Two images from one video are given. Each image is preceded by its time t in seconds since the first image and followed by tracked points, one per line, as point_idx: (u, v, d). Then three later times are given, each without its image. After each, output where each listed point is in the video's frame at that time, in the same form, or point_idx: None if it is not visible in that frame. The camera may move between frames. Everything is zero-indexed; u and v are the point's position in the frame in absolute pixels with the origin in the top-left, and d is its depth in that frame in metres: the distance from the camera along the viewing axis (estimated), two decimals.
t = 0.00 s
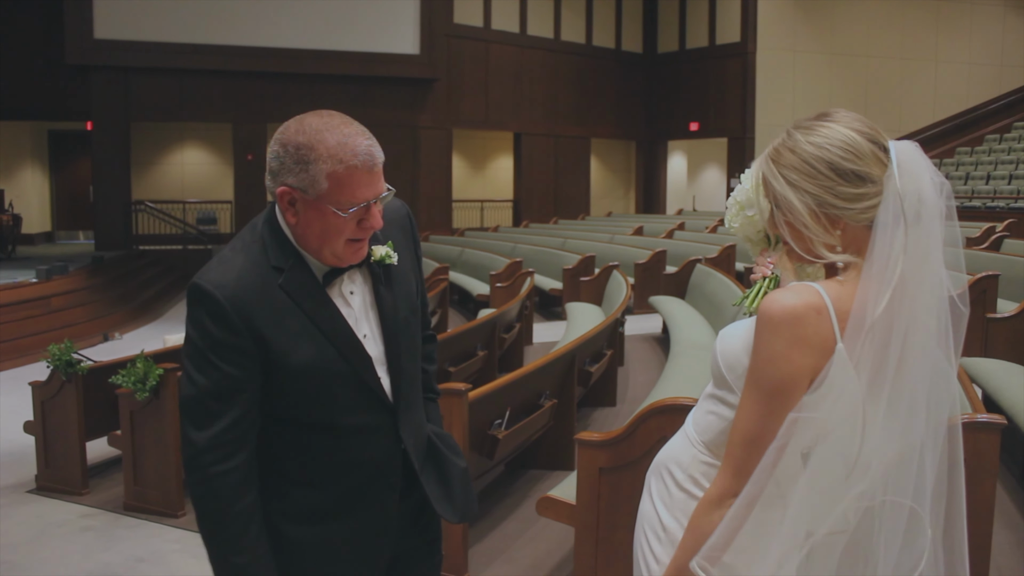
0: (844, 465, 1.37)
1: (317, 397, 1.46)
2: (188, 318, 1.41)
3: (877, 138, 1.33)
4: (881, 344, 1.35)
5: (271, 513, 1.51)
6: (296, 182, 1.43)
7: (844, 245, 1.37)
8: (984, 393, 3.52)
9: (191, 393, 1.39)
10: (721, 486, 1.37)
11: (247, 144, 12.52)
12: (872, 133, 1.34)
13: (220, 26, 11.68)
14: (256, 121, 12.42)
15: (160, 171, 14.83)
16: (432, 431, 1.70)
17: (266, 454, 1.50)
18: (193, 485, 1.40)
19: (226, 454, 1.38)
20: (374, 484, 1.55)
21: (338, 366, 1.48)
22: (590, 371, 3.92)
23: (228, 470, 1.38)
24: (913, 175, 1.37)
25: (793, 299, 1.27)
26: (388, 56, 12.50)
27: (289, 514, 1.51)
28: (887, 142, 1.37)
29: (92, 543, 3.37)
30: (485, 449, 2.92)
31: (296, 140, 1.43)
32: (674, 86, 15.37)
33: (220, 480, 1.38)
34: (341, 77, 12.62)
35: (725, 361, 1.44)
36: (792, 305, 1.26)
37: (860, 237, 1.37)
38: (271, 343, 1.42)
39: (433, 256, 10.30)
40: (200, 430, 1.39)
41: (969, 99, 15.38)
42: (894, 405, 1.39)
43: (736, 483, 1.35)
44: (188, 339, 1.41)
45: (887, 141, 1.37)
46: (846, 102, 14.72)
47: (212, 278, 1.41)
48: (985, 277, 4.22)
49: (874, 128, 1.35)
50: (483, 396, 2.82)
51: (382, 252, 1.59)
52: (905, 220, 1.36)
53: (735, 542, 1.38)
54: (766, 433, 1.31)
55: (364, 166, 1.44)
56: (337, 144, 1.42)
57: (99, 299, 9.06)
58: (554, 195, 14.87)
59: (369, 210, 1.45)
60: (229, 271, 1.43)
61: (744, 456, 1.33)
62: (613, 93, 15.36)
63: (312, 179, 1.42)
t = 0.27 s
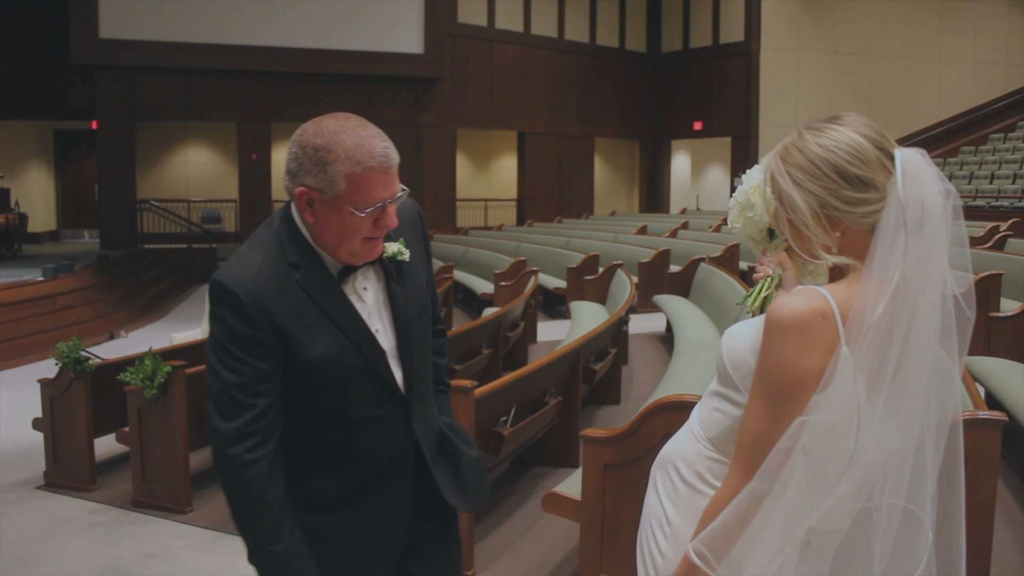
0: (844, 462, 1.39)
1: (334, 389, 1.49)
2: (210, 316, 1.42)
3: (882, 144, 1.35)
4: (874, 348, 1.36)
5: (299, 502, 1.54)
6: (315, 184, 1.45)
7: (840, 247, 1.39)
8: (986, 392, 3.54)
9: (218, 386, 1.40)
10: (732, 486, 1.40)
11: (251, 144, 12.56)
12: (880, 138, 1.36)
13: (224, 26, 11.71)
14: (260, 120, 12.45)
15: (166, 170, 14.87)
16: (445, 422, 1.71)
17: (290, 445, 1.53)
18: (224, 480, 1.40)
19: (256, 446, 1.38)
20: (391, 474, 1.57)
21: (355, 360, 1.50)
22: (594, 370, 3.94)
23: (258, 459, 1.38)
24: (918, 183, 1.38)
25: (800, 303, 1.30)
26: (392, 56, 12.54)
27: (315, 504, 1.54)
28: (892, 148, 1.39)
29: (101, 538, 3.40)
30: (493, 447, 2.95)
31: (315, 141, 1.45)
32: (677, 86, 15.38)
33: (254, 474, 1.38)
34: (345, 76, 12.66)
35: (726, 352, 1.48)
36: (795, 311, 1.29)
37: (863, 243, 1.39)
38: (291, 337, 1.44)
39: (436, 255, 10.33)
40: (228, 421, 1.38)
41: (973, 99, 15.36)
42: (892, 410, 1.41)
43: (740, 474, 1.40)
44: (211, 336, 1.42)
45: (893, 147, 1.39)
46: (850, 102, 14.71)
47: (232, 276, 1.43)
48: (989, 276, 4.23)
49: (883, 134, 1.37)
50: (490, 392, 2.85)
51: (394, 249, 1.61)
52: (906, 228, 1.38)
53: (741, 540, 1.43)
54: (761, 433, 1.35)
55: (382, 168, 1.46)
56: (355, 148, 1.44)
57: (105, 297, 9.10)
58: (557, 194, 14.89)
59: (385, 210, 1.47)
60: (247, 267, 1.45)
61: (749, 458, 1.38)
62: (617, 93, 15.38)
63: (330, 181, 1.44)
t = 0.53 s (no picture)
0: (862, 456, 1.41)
1: (370, 378, 1.49)
2: (253, 301, 1.44)
3: (920, 169, 1.36)
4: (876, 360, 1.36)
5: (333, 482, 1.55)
6: (357, 177, 1.45)
7: (868, 261, 1.40)
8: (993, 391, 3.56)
9: (259, 367, 1.42)
10: (747, 487, 1.40)
11: (259, 143, 12.61)
12: (918, 161, 1.36)
13: (233, 26, 11.77)
14: (268, 120, 12.50)
15: (174, 169, 14.93)
16: (477, 422, 1.69)
17: (325, 428, 1.54)
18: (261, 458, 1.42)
19: (296, 426, 1.40)
20: (419, 465, 1.58)
21: (388, 352, 1.50)
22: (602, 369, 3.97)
23: (294, 442, 1.40)
24: (953, 215, 1.39)
25: (823, 313, 1.31)
26: (399, 55, 12.58)
27: (347, 487, 1.55)
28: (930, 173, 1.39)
29: (115, 534, 3.44)
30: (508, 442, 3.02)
31: (358, 139, 1.47)
32: (684, 85, 15.39)
33: (290, 455, 1.40)
34: (353, 76, 12.70)
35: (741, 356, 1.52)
36: (815, 321, 1.29)
37: (892, 264, 1.40)
38: (330, 326, 1.45)
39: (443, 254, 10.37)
40: (267, 402, 1.40)
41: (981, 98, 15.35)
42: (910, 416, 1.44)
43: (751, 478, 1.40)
44: (254, 319, 1.44)
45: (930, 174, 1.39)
46: (858, 101, 14.70)
47: (276, 264, 1.44)
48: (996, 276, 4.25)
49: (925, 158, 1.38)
50: (502, 388, 2.92)
51: (433, 248, 1.60)
52: (935, 256, 1.38)
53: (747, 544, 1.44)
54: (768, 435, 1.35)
55: (420, 161, 1.47)
56: (395, 142, 1.45)
57: (115, 296, 9.15)
58: (564, 194, 14.90)
59: (425, 204, 1.48)
60: (295, 257, 1.46)
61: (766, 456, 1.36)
62: (623, 92, 15.40)
63: (371, 173, 1.44)
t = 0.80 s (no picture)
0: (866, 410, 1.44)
1: (416, 362, 1.51)
2: (317, 273, 1.48)
3: (910, 132, 1.37)
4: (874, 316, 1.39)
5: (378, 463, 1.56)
6: (429, 169, 1.47)
7: (859, 213, 1.42)
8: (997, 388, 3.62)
9: (315, 339, 1.45)
10: (761, 448, 1.41)
11: (266, 142, 12.68)
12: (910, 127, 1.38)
13: (240, 25, 11.83)
14: (275, 119, 12.57)
15: (182, 167, 15.01)
16: (520, 417, 1.68)
17: (375, 407, 1.56)
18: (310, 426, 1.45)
19: (346, 397, 1.44)
20: (457, 450, 1.58)
21: (440, 337, 1.52)
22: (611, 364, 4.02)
23: (337, 415, 1.43)
24: (935, 182, 1.43)
25: (814, 266, 1.34)
26: (406, 55, 12.64)
27: (389, 467, 1.56)
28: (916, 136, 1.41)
29: (131, 527, 3.50)
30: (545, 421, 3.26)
31: (432, 133, 1.48)
32: (689, 84, 15.43)
33: (331, 426, 1.43)
34: (360, 76, 12.77)
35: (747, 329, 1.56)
36: (812, 272, 1.33)
37: (878, 221, 1.42)
38: (384, 307, 1.47)
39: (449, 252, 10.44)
40: (319, 373, 1.44)
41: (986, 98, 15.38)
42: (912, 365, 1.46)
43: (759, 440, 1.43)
44: (314, 294, 1.47)
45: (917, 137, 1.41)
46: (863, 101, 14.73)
47: (347, 245, 1.47)
48: (1000, 274, 4.29)
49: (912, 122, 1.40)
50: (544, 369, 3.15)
51: (491, 245, 1.60)
52: (917, 214, 1.41)
53: (771, 504, 1.45)
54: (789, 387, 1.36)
55: (488, 157, 1.48)
56: (467, 139, 1.47)
57: (124, 294, 9.22)
58: (570, 193, 14.95)
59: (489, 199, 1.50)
60: (361, 240, 1.49)
61: (777, 412, 1.38)
62: (628, 91, 15.45)
63: (442, 166, 1.46)
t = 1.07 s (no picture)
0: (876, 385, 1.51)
1: (456, 347, 1.60)
2: (367, 259, 1.58)
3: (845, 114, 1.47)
4: (860, 275, 1.48)
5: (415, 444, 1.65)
6: (484, 162, 1.57)
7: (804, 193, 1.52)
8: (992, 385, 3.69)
9: (362, 318, 1.54)
10: (788, 426, 1.46)
11: (266, 141, 12.73)
12: (844, 108, 1.47)
13: (241, 25, 11.88)
14: (276, 119, 12.62)
15: (182, 167, 15.05)
16: (551, 408, 1.77)
17: (415, 390, 1.64)
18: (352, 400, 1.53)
19: (385, 374, 1.52)
20: (491, 434, 1.65)
21: (478, 324, 1.60)
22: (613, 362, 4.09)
23: (380, 391, 1.51)
24: (875, 150, 1.50)
25: (797, 245, 1.41)
26: (406, 55, 12.71)
27: (426, 449, 1.64)
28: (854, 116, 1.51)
29: (141, 523, 3.55)
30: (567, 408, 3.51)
31: (487, 131, 1.59)
32: (688, 84, 15.49)
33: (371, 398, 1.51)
34: (360, 76, 12.82)
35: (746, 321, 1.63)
36: (793, 251, 1.41)
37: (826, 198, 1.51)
38: (430, 292, 1.56)
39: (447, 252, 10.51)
40: (363, 352, 1.53)
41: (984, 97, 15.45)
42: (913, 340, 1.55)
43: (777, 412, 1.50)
44: (364, 277, 1.56)
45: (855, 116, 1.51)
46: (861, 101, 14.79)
47: (398, 234, 1.57)
48: (995, 272, 4.37)
49: (847, 104, 1.48)
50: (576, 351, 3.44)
51: (531, 243, 1.69)
52: (866, 185, 1.49)
53: (799, 481, 1.48)
54: (807, 360, 1.42)
55: (540, 155, 1.58)
56: (520, 140, 1.57)
57: (126, 293, 9.27)
58: (569, 192, 15.00)
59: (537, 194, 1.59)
60: (413, 229, 1.60)
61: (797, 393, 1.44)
62: (627, 90, 15.51)
63: (497, 160, 1.56)
